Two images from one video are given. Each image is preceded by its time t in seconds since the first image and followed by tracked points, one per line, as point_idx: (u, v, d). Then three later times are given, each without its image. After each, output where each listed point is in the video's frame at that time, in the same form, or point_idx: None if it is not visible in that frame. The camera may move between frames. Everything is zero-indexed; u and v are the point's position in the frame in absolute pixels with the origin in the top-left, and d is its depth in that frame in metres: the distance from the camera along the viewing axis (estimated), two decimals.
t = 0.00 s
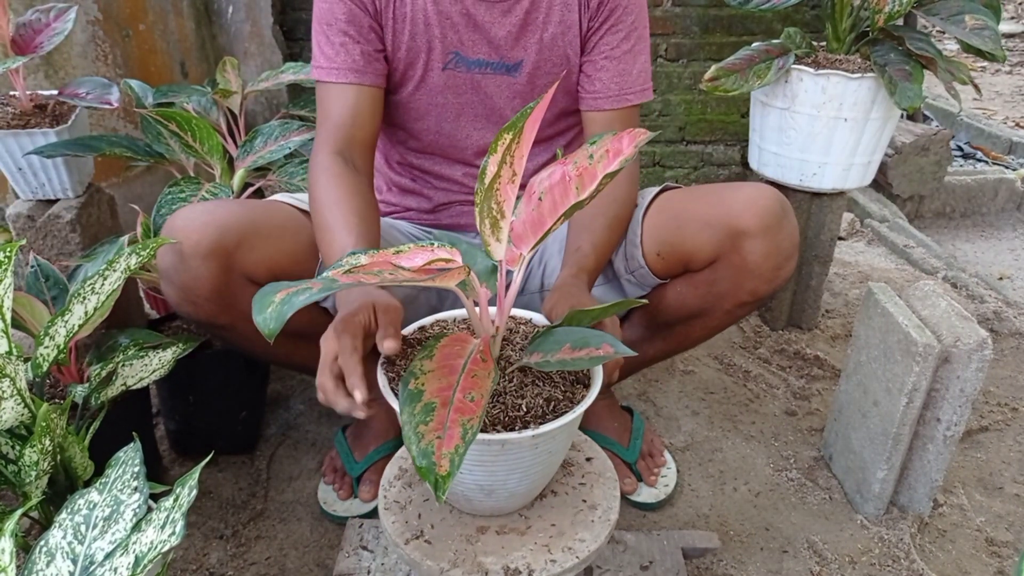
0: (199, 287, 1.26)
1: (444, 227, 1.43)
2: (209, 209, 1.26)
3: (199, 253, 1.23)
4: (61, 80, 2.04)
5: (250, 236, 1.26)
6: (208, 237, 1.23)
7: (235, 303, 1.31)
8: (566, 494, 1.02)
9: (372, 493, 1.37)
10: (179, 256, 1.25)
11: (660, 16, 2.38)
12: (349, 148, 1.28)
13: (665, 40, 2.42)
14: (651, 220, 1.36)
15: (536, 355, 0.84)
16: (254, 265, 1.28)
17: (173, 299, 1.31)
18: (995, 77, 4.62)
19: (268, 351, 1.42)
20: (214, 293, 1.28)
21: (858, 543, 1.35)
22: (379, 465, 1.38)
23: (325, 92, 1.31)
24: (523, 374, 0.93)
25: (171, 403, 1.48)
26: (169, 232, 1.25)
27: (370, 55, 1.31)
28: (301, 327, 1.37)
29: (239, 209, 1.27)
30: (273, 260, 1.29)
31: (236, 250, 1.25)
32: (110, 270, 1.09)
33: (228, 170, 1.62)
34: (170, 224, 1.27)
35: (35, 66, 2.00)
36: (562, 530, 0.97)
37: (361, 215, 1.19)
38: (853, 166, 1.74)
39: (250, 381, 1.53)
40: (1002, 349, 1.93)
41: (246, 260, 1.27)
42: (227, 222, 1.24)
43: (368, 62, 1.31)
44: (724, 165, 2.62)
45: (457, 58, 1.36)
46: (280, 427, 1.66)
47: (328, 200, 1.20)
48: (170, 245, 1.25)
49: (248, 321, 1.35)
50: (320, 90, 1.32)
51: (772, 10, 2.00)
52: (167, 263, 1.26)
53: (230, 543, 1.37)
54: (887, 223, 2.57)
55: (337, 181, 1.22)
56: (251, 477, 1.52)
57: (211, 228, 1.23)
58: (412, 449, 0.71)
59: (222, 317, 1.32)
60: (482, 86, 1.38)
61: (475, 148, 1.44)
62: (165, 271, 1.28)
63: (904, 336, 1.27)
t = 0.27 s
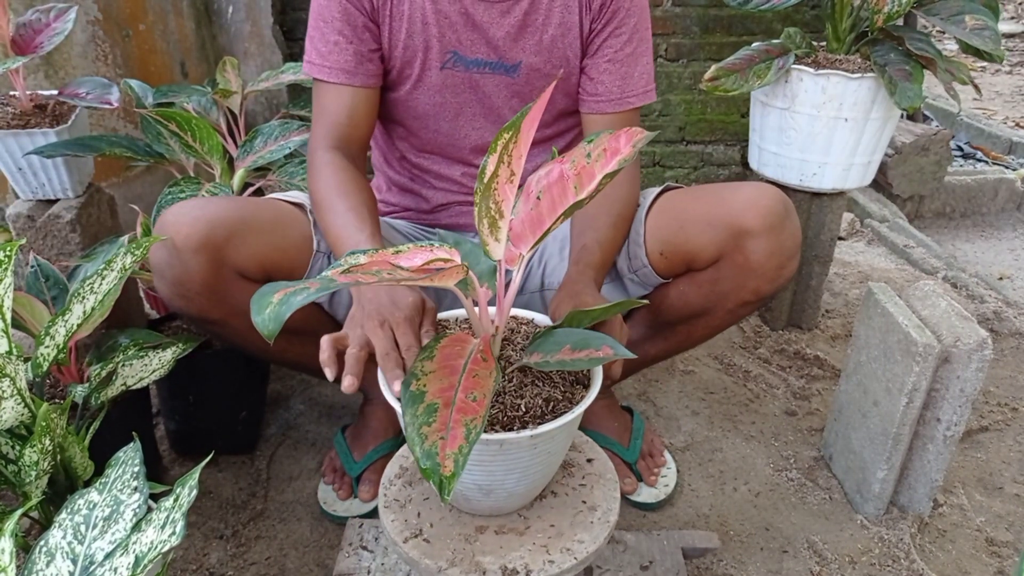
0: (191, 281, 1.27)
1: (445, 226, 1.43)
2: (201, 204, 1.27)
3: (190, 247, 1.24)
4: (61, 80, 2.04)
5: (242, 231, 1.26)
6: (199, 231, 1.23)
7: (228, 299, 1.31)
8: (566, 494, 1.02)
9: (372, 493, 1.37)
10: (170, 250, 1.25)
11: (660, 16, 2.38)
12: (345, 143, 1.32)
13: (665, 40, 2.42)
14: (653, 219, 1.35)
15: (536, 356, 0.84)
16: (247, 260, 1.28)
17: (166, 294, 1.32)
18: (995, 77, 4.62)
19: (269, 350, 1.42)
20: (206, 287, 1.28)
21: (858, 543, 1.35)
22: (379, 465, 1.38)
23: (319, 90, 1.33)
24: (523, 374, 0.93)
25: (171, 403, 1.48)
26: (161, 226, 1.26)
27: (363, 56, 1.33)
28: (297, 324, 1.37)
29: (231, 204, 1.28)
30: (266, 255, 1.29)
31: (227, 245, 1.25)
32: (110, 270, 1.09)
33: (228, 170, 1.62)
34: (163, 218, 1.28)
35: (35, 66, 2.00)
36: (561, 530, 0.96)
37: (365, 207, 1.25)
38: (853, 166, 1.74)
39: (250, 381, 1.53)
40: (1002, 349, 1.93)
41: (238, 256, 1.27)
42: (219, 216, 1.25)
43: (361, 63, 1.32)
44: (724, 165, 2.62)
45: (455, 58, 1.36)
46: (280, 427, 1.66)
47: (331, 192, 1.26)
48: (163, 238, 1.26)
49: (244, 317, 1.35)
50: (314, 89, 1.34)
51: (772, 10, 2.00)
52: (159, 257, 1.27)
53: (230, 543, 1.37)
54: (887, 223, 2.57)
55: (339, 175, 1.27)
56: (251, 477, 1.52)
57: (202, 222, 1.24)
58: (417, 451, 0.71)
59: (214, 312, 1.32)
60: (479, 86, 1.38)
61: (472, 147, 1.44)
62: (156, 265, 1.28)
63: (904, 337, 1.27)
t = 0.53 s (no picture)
0: (191, 283, 1.27)
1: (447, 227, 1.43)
2: (200, 206, 1.27)
3: (189, 249, 1.24)
4: (61, 80, 2.04)
5: (240, 233, 1.26)
6: (198, 233, 1.24)
7: (227, 301, 1.31)
8: (566, 497, 1.02)
9: (372, 493, 1.37)
10: (170, 252, 1.25)
11: (660, 16, 2.38)
12: (327, 143, 1.24)
13: (665, 40, 2.42)
14: (655, 218, 1.35)
15: (536, 357, 0.84)
16: (245, 262, 1.28)
17: (166, 296, 1.32)
18: (995, 77, 4.62)
19: (269, 351, 1.42)
20: (205, 290, 1.28)
21: (858, 543, 1.35)
22: (379, 465, 1.38)
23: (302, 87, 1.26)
24: (524, 374, 0.93)
25: (171, 403, 1.48)
26: (160, 229, 1.26)
27: (358, 56, 1.28)
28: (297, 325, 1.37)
29: (230, 206, 1.28)
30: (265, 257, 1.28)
31: (226, 247, 1.25)
32: (109, 270, 1.09)
33: (228, 170, 1.62)
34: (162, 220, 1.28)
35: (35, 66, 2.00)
36: (558, 533, 0.96)
37: (345, 209, 1.14)
38: (853, 166, 1.74)
39: (250, 381, 1.53)
40: (1002, 349, 1.93)
41: (237, 258, 1.27)
42: (218, 218, 1.25)
43: (356, 61, 1.27)
44: (724, 165, 2.62)
45: (455, 60, 1.36)
46: (280, 427, 1.66)
47: (310, 194, 1.15)
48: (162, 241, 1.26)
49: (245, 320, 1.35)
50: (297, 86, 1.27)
51: (772, 10, 2.00)
52: (158, 260, 1.27)
53: (230, 543, 1.37)
54: (887, 223, 2.57)
55: (318, 175, 1.17)
56: (251, 477, 1.52)
57: (201, 224, 1.24)
58: (404, 442, 0.70)
59: (214, 314, 1.32)
60: (480, 87, 1.39)
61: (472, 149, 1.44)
62: (156, 268, 1.29)
63: (904, 337, 1.27)
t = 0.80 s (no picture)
0: (194, 288, 1.27)
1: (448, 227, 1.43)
2: (202, 209, 1.27)
3: (191, 253, 1.24)
4: (61, 80, 2.04)
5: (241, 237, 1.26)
6: (200, 238, 1.24)
7: (230, 305, 1.31)
8: (565, 499, 1.02)
9: (372, 493, 1.37)
10: (172, 256, 1.26)
11: (660, 16, 2.38)
12: (311, 148, 1.21)
13: (665, 40, 2.42)
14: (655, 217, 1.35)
15: (535, 357, 0.84)
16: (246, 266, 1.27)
17: (169, 300, 1.32)
18: (995, 77, 4.62)
19: (269, 352, 1.42)
20: (207, 294, 1.28)
21: (858, 543, 1.35)
22: (379, 465, 1.38)
23: (286, 91, 1.23)
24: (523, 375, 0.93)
25: (171, 403, 1.48)
26: (162, 233, 1.26)
27: (348, 62, 1.26)
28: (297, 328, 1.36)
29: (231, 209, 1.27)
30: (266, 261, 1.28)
31: (229, 252, 1.25)
32: (109, 270, 1.09)
33: (228, 170, 1.62)
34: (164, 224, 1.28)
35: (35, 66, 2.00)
36: (556, 535, 0.96)
37: (328, 214, 1.10)
38: (853, 166, 1.74)
39: (250, 381, 1.53)
40: (1002, 349, 1.93)
41: (240, 263, 1.27)
42: (219, 223, 1.25)
43: (346, 68, 1.25)
44: (724, 165, 2.62)
45: (453, 67, 1.36)
46: (280, 427, 1.66)
47: (292, 200, 1.12)
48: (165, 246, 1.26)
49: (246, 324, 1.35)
50: (281, 90, 1.24)
51: (772, 10, 2.00)
52: (161, 264, 1.28)
53: (230, 543, 1.37)
54: (886, 223, 2.57)
55: (300, 180, 1.13)
56: (251, 477, 1.52)
57: (202, 229, 1.24)
58: (397, 442, 0.71)
59: (216, 318, 1.32)
60: (479, 94, 1.39)
61: (470, 153, 1.44)
62: (159, 272, 1.29)
63: (904, 337, 1.27)
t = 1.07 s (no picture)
0: (192, 296, 1.27)
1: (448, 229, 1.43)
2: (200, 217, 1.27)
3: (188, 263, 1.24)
4: (61, 80, 2.04)
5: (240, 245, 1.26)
6: (197, 248, 1.23)
7: (228, 311, 1.31)
8: (565, 498, 1.02)
9: (372, 493, 1.37)
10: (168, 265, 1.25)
11: (660, 16, 2.38)
12: (304, 154, 1.21)
13: (665, 40, 2.42)
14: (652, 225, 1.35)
15: (541, 354, 0.85)
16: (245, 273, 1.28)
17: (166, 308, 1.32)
18: (995, 77, 4.62)
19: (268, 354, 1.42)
20: (205, 302, 1.28)
21: (858, 543, 1.35)
22: (379, 465, 1.38)
23: (276, 98, 1.23)
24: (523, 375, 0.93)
25: (171, 403, 1.49)
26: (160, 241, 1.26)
27: (340, 70, 1.26)
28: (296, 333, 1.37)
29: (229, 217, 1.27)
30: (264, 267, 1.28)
31: (227, 260, 1.25)
32: (109, 270, 1.09)
33: (228, 170, 1.62)
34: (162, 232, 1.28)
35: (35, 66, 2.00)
36: (556, 534, 0.96)
37: (323, 219, 1.11)
38: (853, 166, 1.74)
39: (250, 381, 1.53)
40: (1002, 349, 1.93)
41: (237, 270, 1.27)
42: (218, 232, 1.24)
43: (338, 75, 1.25)
44: (724, 165, 2.62)
45: (448, 74, 1.36)
46: (280, 427, 1.66)
47: (286, 207, 1.12)
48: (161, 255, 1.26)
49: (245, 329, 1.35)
50: (272, 96, 1.24)
51: (772, 10, 2.00)
52: (159, 273, 1.27)
53: (230, 543, 1.37)
54: (887, 223, 2.57)
55: (293, 186, 1.14)
56: (251, 477, 1.52)
57: (200, 238, 1.24)
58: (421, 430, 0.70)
59: (214, 324, 1.33)
60: (475, 100, 1.39)
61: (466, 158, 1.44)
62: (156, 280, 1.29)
63: (904, 337, 1.27)
